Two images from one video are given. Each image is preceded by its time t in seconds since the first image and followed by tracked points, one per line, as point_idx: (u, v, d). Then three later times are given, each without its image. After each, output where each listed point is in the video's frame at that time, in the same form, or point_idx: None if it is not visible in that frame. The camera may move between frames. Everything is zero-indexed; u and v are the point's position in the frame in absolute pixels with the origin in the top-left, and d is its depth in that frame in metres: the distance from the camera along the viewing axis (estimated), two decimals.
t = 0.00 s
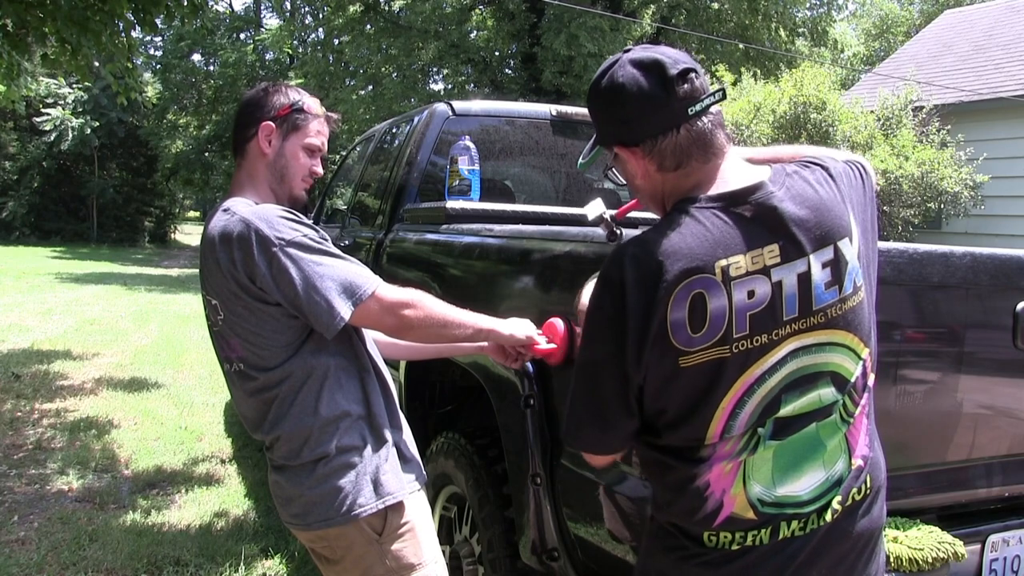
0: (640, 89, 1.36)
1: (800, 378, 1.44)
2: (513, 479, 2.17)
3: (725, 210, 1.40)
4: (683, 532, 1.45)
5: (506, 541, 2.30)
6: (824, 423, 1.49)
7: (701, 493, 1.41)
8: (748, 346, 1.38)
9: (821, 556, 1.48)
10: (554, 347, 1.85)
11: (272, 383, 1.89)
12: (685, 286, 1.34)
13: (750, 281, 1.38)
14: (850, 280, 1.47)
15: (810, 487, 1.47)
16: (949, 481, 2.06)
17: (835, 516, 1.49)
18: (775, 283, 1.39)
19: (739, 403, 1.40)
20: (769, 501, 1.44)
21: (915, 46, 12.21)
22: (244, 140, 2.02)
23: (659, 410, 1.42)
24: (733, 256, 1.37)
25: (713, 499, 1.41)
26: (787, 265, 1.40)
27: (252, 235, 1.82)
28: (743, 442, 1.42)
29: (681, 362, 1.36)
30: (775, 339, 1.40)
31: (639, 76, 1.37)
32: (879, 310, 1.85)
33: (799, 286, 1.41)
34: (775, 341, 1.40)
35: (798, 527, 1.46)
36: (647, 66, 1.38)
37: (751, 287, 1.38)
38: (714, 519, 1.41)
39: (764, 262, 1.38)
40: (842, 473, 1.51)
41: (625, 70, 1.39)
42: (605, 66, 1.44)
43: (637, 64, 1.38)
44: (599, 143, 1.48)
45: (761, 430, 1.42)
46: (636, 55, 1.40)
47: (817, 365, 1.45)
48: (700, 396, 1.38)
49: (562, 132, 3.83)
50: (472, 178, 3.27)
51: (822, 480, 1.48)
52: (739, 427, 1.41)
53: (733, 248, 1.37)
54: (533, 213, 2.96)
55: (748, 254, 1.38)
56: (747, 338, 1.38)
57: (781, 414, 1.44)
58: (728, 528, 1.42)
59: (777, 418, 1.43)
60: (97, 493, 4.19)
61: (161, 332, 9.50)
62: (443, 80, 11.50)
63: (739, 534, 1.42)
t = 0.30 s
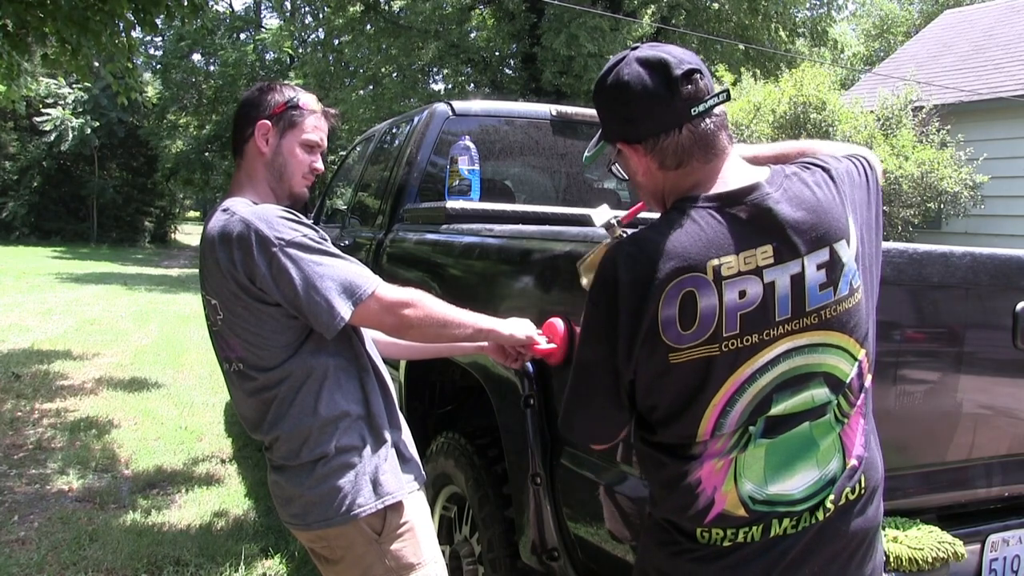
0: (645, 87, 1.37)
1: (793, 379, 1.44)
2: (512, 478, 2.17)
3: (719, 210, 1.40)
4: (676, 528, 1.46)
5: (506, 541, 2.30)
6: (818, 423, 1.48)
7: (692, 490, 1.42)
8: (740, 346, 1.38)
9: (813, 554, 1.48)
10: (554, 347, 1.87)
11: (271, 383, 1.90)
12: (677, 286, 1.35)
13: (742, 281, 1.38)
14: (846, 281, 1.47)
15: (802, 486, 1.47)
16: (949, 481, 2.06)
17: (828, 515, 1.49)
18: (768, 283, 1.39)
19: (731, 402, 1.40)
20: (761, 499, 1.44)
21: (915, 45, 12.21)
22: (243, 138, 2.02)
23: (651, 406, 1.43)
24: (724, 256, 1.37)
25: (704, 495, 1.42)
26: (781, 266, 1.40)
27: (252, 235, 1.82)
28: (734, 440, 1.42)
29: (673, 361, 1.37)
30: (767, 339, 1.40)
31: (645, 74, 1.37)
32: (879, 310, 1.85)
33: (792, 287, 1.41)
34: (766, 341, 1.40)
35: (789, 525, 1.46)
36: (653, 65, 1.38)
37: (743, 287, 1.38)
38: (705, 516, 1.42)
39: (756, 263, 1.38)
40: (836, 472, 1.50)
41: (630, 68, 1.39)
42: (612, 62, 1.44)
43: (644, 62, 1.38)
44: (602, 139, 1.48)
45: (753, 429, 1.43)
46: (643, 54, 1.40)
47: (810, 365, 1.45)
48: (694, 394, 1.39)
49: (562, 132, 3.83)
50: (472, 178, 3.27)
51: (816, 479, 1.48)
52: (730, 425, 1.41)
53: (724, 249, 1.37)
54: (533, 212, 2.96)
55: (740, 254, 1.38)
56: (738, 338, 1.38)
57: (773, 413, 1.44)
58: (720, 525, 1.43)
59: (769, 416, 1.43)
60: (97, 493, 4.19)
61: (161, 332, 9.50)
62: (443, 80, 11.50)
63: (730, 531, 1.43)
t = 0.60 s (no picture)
0: (644, 88, 1.36)
1: (794, 377, 1.43)
2: (513, 477, 2.17)
3: (720, 209, 1.39)
4: (676, 528, 1.47)
5: (506, 541, 2.30)
6: (819, 420, 1.48)
7: (693, 488, 1.42)
8: (743, 344, 1.38)
9: (814, 551, 1.48)
10: (554, 347, 1.87)
11: (272, 383, 1.90)
12: (679, 285, 1.35)
13: (744, 279, 1.38)
14: (845, 278, 1.47)
15: (803, 483, 1.46)
16: (949, 481, 2.06)
17: (828, 512, 1.49)
18: (770, 282, 1.39)
19: (733, 399, 1.40)
20: (763, 497, 1.43)
21: (915, 45, 12.21)
22: (270, 141, 1.99)
23: (652, 405, 1.43)
24: (727, 255, 1.37)
25: (706, 494, 1.42)
26: (782, 264, 1.40)
27: (253, 236, 1.81)
28: (736, 438, 1.42)
29: (674, 361, 1.37)
30: (769, 338, 1.40)
31: (644, 74, 1.37)
32: (879, 309, 1.85)
33: (794, 284, 1.41)
34: (768, 339, 1.40)
35: (791, 522, 1.46)
36: (652, 65, 1.38)
37: (745, 286, 1.38)
38: (707, 515, 1.42)
39: (758, 262, 1.38)
40: (836, 469, 1.50)
41: (629, 68, 1.39)
42: (610, 62, 1.44)
43: (642, 63, 1.38)
44: (601, 139, 1.48)
45: (755, 426, 1.42)
46: (642, 54, 1.40)
47: (810, 363, 1.45)
48: (694, 392, 1.39)
49: (562, 132, 3.83)
50: (472, 178, 3.27)
51: (817, 476, 1.48)
52: (732, 424, 1.41)
53: (727, 247, 1.37)
54: (533, 212, 2.97)
55: (743, 253, 1.38)
56: (741, 337, 1.38)
57: (774, 410, 1.44)
58: (722, 523, 1.43)
59: (771, 414, 1.43)
60: (97, 493, 4.19)
61: (161, 332, 9.50)
62: (443, 80, 11.51)
63: (731, 529, 1.43)
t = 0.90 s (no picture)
0: (642, 88, 1.36)
1: (794, 376, 1.44)
2: (513, 477, 2.17)
3: (719, 211, 1.39)
4: (677, 528, 1.47)
5: (507, 541, 2.30)
6: (819, 419, 1.48)
7: (695, 488, 1.42)
8: (744, 345, 1.38)
9: (818, 551, 1.47)
10: (554, 347, 1.88)
11: (271, 383, 1.89)
12: (681, 286, 1.35)
13: (745, 280, 1.38)
14: (844, 277, 1.47)
15: (805, 482, 1.46)
16: (949, 481, 2.06)
17: (830, 511, 1.49)
18: (771, 282, 1.39)
19: (735, 400, 1.40)
20: (765, 497, 1.43)
21: (915, 45, 12.21)
22: (280, 141, 2.01)
23: (652, 407, 1.44)
24: (727, 256, 1.37)
25: (708, 494, 1.42)
26: (782, 264, 1.40)
27: (255, 234, 1.81)
28: (738, 439, 1.42)
29: (676, 361, 1.37)
30: (770, 338, 1.40)
31: (642, 74, 1.37)
32: (880, 309, 1.85)
33: (795, 284, 1.41)
34: (769, 339, 1.40)
35: (793, 522, 1.45)
36: (649, 65, 1.38)
37: (746, 287, 1.38)
38: (708, 516, 1.42)
39: (758, 262, 1.38)
40: (837, 467, 1.50)
41: (626, 68, 1.38)
42: (606, 63, 1.43)
43: (639, 63, 1.38)
44: (599, 139, 1.48)
45: (756, 427, 1.42)
46: (638, 54, 1.40)
47: (810, 362, 1.45)
48: (694, 391, 1.39)
49: (563, 132, 3.83)
50: (472, 178, 3.27)
51: (818, 476, 1.48)
52: (733, 424, 1.41)
53: (728, 248, 1.37)
54: (533, 212, 2.96)
55: (744, 253, 1.38)
56: (742, 338, 1.38)
57: (775, 411, 1.44)
58: (723, 525, 1.43)
59: (772, 414, 1.43)
60: (97, 493, 4.19)
61: (161, 332, 9.50)
62: (443, 80, 11.51)
63: (733, 530, 1.43)
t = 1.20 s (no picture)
0: (656, 80, 1.36)
1: (794, 378, 1.44)
2: (514, 477, 2.17)
3: (727, 208, 1.39)
4: (673, 528, 1.46)
5: (506, 541, 2.30)
6: (818, 422, 1.48)
7: (691, 488, 1.42)
8: (744, 344, 1.38)
9: (811, 552, 1.48)
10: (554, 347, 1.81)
11: (269, 384, 1.89)
12: (683, 282, 1.35)
13: (748, 279, 1.37)
14: (849, 283, 1.47)
15: (802, 486, 1.47)
16: (949, 481, 2.06)
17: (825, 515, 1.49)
18: (774, 282, 1.39)
19: (733, 399, 1.40)
20: (760, 498, 1.43)
21: (915, 45, 12.21)
22: (277, 140, 2.01)
23: (652, 404, 1.43)
24: (731, 254, 1.37)
25: (705, 494, 1.41)
26: (786, 265, 1.39)
27: (253, 235, 1.81)
28: (735, 438, 1.42)
29: (676, 357, 1.37)
30: (771, 338, 1.40)
31: (658, 66, 1.37)
32: (880, 309, 1.86)
33: (798, 285, 1.40)
34: (770, 339, 1.40)
35: (788, 523, 1.46)
36: (666, 57, 1.37)
37: (750, 285, 1.37)
38: (703, 515, 1.42)
39: (764, 261, 1.38)
40: (834, 472, 1.50)
41: (642, 60, 1.38)
42: (623, 53, 1.43)
43: (656, 55, 1.38)
44: (611, 129, 1.48)
45: (754, 427, 1.43)
46: (655, 46, 1.39)
47: (810, 365, 1.45)
48: (692, 389, 1.39)
49: (563, 132, 3.82)
50: (472, 178, 3.27)
51: (815, 479, 1.48)
52: (731, 423, 1.41)
53: (734, 246, 1.37)
54: (533, 213, 2.96)
55: (748, 252, 1.37)
56: (743, 336, 1.38)
57: (774, 412, 1.44)
58: (718, 524, 1.43)
59: (771, 416, 1.44)
60: (97, 493, 4.19)
61: (161, 332, 9.50)
62: (443, 80, 11.50)
63: (728, 530, 1.43)
